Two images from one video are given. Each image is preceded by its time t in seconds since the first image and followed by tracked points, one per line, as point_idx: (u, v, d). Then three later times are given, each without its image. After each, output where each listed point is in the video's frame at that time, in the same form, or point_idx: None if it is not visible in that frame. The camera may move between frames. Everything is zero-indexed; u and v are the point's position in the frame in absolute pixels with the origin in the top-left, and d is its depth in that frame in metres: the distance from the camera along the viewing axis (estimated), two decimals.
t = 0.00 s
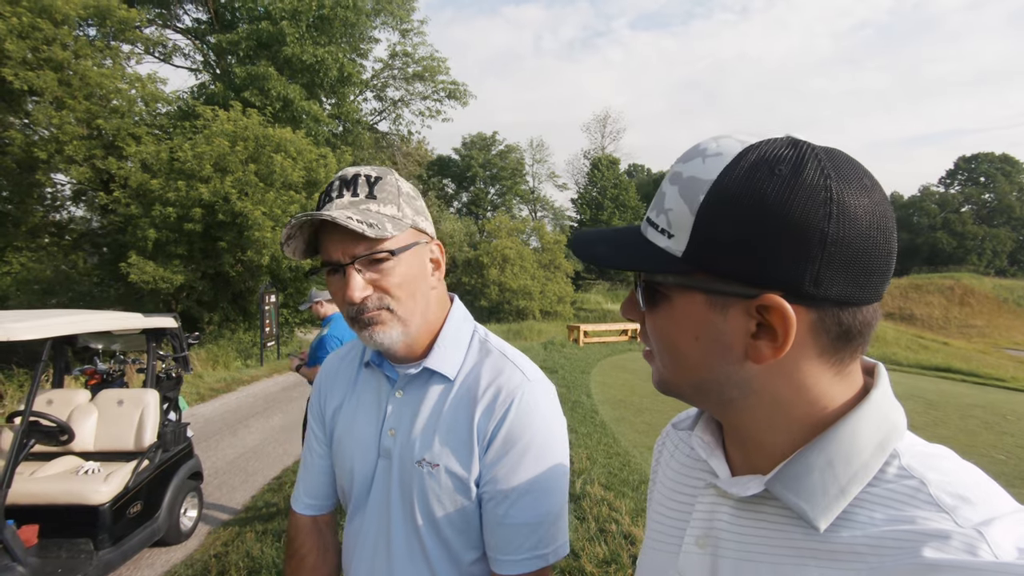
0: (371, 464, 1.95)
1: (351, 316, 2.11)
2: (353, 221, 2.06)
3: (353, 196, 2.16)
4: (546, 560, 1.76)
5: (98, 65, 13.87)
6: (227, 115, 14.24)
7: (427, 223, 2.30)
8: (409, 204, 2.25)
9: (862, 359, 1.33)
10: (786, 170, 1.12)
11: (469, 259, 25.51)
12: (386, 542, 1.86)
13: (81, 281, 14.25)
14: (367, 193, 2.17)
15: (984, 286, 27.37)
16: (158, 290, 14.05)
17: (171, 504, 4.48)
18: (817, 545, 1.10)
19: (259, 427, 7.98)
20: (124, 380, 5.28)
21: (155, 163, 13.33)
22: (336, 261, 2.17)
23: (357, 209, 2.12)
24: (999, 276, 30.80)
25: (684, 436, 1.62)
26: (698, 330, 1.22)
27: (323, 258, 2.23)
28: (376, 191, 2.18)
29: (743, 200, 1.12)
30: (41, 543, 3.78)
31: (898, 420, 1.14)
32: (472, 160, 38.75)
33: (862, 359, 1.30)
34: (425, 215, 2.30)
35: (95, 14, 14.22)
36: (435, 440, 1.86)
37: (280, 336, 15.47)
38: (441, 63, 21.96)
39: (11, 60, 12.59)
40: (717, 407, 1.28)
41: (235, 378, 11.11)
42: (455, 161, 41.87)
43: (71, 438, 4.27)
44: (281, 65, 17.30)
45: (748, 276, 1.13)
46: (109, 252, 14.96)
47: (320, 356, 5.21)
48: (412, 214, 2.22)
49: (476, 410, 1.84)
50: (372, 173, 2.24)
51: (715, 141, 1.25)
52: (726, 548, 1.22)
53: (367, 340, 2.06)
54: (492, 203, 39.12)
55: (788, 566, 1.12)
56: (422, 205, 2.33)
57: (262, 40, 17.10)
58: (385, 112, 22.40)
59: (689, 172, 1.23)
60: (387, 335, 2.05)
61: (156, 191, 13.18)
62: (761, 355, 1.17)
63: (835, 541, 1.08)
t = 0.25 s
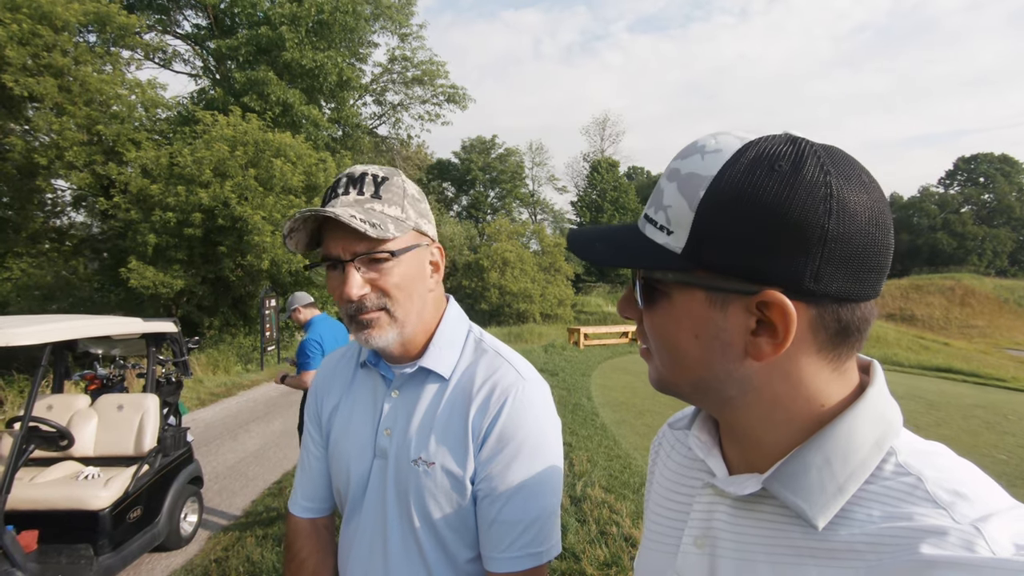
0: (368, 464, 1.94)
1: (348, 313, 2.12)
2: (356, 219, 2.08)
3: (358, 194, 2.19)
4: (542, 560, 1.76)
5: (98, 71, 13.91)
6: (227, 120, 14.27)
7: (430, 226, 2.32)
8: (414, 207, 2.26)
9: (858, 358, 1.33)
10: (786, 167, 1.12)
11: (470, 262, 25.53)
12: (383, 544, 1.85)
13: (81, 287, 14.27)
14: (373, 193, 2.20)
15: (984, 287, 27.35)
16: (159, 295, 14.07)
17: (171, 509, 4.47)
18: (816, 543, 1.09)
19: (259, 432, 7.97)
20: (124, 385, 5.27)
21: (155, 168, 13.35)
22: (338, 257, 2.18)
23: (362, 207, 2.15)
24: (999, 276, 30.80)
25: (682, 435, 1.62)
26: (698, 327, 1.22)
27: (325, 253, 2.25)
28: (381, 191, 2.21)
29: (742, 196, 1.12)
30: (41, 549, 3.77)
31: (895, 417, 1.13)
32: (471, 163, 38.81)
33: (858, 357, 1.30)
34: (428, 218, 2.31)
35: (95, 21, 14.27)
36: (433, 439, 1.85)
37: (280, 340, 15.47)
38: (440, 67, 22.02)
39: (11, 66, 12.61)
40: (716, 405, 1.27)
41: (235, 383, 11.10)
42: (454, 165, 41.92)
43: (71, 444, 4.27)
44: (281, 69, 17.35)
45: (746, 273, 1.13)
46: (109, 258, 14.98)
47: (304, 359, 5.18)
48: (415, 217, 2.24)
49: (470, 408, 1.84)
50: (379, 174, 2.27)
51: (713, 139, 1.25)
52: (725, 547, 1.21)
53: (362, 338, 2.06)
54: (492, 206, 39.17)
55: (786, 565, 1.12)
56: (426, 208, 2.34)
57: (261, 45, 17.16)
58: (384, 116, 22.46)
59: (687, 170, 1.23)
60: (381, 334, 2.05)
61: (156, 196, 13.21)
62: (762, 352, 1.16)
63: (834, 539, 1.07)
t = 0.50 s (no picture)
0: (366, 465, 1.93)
1: (365, 306, 2.11)
2: (406, 223, 2.07)
3: (404, 193, 2.17)
4: (538, 559, 1.75)
5: (98, 76, 13.93)
6: (226, 124, 14.29)
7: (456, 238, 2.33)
8: (449, 218, 2.27)
9: (854, 357, 1.33)
10: (787, 165, 1.12)
11: (469, 265, 25.54)
12: (378, 545, 1.85)
13: (81, 291, 14.28)
14: (418, 195, 2.19)
15: (983, 288, 27.36)
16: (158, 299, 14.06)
17: (170, 513, 4.46)
18: (814, 542, 1.09)
19: (259, 435, 7.96)
20: (123, 389, 5.27)
21: (154, 172, 13.37)
22: (370, 249, 2.16)
23: (407, 207, 2.13)
24: (998, 278, 30.82)
25: (678, 436, 1.62)
26: (696, 324, 1.21)
27: (353, 240, 2.22)
28: (427, 196, 2.20)
29: (743, 193, 1.12)
30: (39, 554, 3.76)
31: (892, 417, 1.13)
32: (471, 166, 38.85)
33: (855, 356, 1.30)
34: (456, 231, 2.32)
35: (95, 25, 14.30)
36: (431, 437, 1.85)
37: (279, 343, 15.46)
38: (440, 71, 22.06)
39: (11, 71, 12.64)
40: (713, 402, 1.27)
41: (234, 386, 11.10)
42: (454, 168, 41.96)
43: (70, 448, 4.26)
44: (280, 73, 17.39)
45: (744, 270, 1.13)
46: (109, 261, 14.97)
47: (291, 361, 5.17)
48: (449, 228, 2.25)
49: (469, 409, 1.83)
50: (425, 178, 2.26)
51: (714, 137, 1.25)
52: (723, 548, 1.21)
53: (371, 332, 2.05)
54: (491, 209, 39.22)
55: (784, 564, 1.11)
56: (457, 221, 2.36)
57: (261, 49, 17.21)
58: (384, 120, 22.50)
59: (688, 167, 1.23)
60: (391, 333, 2.04)
61: (155, 200, 13.21)
62: (759, 349, 1.16)
63: (833, 539, 1.07)
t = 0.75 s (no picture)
0: (366, 466, 1.93)
1: (392, 306, 2.09)
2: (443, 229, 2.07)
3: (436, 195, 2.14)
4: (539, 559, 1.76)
5: (97, 80, 13.93)
6: (226, 128, 14.31)
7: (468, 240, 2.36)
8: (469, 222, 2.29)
9: (852, 357, 1.34)
10: (783, 166, 1.13)
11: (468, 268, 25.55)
12: (380, 546, 1.85)
13: (80, 295, 14.28)
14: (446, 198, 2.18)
15: (982, 290, 27.39)
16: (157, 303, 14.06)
17: (169, 517, 4.45)
18: (812, 542, 1.09)
19: (258, 439, 7.95)
20: (123, 393, 5.26)
21: (153, 176, 13.39)
22: (399, 248, 2.13)
23: (439, 211, 2.12)
24: (997, 280, 30.86)
25: (677, 437, 1.63)
26: (694, 324, 1.22)
27: (378, 236, 2.17)
28: (453, 199, 2.19)
29: (740, 194, 1.13)
30: (38, 558, 3.75)
31: (889, 416, 1.14)
32: (470, 170, 38.90)
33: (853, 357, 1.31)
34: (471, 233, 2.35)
35: (95, 30, 14.33)
36: (431, 438, 1.86)
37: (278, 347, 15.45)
38: (439, 74, 22.11)
39: (11, 75, 12.66)
40: (711, 402, 1.28)
41: (233, 390, 11.09)
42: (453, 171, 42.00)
43: (69, 452, 4.25)
44: (280, 77, 17.42)
45: (742, 269, 1.14)
46: (108, 265, 14.96)
47: (279, 364, 5.18)
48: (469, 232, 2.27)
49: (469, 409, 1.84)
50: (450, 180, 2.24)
51: (711, 138, 1.26)
52: (722, 548, 1.21)
53: (395, 332, 2.05)
54: (490, 212, 39.26)
55: (783, 563, 1.12)
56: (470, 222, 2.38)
57: (260, 53, 17.25)
58: (383, 123, 22.54)
59: (685, 169, 1.24)
60: (416, 334, 2.05)
61: (155, 204, 13.21)
62: (757, 349, 1.17)
63: (831, 539, 1.07)
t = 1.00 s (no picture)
0: (366, 469, 1.93)
1: (402, 306, 2.08)
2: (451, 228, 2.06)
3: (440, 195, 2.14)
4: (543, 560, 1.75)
5: (96, 82, 13.93)
6: (225, 130, 14.31)
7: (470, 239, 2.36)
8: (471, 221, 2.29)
9: (853, 362, 1.34)
10: (781, 169, 1.13)
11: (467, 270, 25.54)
12: (381, 548, 1.84)
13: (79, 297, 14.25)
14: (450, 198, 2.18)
15: (981, 292, 27.41)
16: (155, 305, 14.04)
17: (168, 520, 4.44)
18: (812, 547, 1.09)
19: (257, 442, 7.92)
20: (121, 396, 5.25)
21: (152, 179, 13.38)
22: (406, 249, 2.12)
23: (444, 210, 2.12)
24: (995, 282, 30.92)
25: (677, 440, 1.62)
26: (693, 327, 1.22)
27: (384, 238, 2.15)
28: (456, 199, 2.19)
29: (739, 197, 1.14)
30: (37, 562, 3.73)
31: (890, 421, 1.14)
32: (469, 172, 38.92)
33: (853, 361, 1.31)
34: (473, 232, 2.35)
35: (94, 32, 14.36)
36: (432, 440, 1.86)
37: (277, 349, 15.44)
38: (438, 77, 22.14)
39: (10, 78, 12.67)
40: (711, 405, 1.28)
41: (232, 393, 11.07)
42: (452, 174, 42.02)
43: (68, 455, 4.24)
44: (279, 80, 17.45)
45: (742, 272, 1.14)
46: (106, 267, 14.93)
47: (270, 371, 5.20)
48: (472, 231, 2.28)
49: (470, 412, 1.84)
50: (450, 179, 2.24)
51: (710, 142, 1.26)
52: (722, 552, 1.21)
53: (405, 334, 2.03)
54: (489, 214, 39.27)
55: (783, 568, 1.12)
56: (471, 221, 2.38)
57: (260, 56, 17.27)
58: (382, 126, 22.57)
59: (683, 173, 1.24)
60: (427, 334, 2.04)
61: (153, 206, 13.19)
62: (755, 352, 1.17)
63: (832, 544, 1.07)
